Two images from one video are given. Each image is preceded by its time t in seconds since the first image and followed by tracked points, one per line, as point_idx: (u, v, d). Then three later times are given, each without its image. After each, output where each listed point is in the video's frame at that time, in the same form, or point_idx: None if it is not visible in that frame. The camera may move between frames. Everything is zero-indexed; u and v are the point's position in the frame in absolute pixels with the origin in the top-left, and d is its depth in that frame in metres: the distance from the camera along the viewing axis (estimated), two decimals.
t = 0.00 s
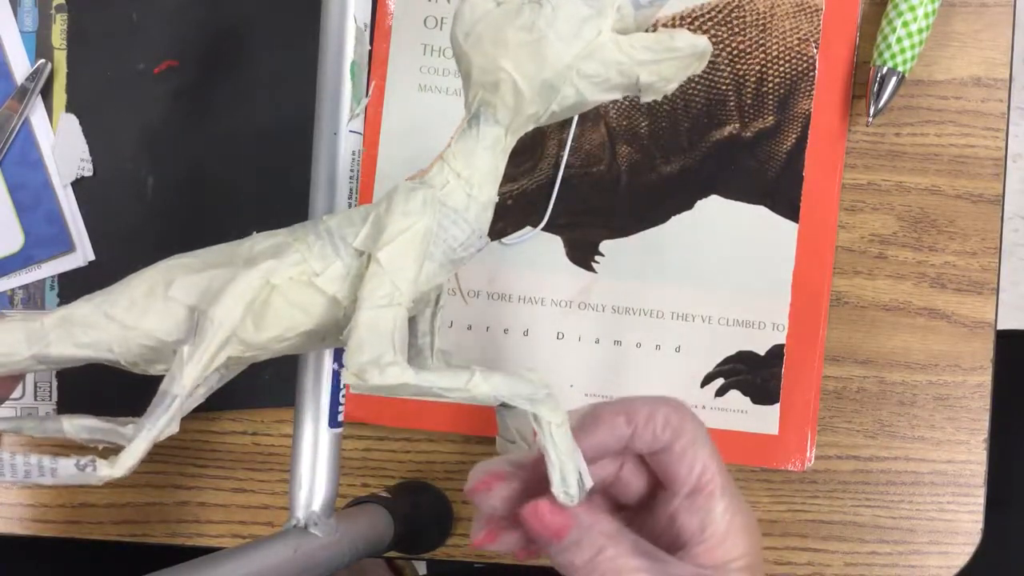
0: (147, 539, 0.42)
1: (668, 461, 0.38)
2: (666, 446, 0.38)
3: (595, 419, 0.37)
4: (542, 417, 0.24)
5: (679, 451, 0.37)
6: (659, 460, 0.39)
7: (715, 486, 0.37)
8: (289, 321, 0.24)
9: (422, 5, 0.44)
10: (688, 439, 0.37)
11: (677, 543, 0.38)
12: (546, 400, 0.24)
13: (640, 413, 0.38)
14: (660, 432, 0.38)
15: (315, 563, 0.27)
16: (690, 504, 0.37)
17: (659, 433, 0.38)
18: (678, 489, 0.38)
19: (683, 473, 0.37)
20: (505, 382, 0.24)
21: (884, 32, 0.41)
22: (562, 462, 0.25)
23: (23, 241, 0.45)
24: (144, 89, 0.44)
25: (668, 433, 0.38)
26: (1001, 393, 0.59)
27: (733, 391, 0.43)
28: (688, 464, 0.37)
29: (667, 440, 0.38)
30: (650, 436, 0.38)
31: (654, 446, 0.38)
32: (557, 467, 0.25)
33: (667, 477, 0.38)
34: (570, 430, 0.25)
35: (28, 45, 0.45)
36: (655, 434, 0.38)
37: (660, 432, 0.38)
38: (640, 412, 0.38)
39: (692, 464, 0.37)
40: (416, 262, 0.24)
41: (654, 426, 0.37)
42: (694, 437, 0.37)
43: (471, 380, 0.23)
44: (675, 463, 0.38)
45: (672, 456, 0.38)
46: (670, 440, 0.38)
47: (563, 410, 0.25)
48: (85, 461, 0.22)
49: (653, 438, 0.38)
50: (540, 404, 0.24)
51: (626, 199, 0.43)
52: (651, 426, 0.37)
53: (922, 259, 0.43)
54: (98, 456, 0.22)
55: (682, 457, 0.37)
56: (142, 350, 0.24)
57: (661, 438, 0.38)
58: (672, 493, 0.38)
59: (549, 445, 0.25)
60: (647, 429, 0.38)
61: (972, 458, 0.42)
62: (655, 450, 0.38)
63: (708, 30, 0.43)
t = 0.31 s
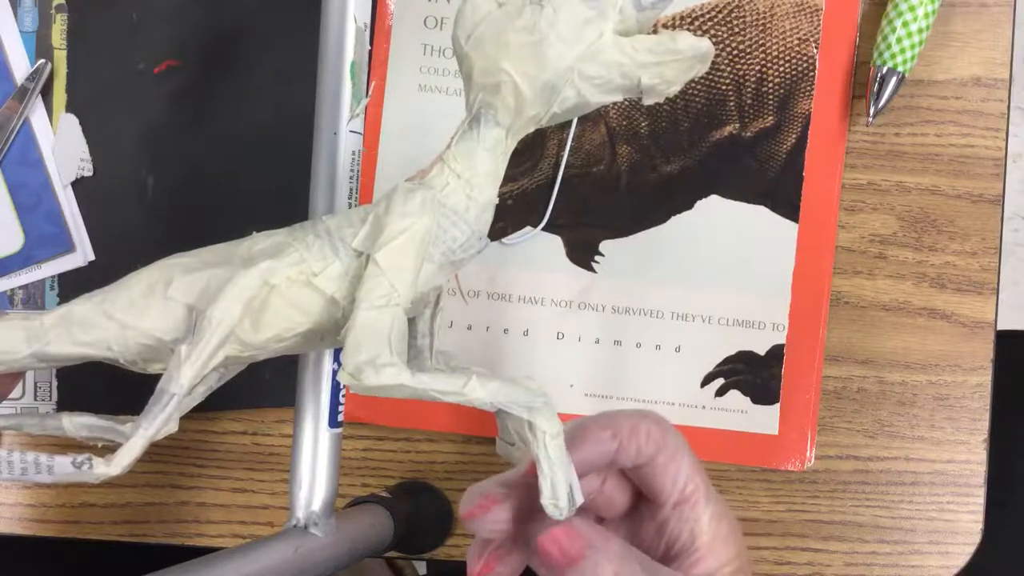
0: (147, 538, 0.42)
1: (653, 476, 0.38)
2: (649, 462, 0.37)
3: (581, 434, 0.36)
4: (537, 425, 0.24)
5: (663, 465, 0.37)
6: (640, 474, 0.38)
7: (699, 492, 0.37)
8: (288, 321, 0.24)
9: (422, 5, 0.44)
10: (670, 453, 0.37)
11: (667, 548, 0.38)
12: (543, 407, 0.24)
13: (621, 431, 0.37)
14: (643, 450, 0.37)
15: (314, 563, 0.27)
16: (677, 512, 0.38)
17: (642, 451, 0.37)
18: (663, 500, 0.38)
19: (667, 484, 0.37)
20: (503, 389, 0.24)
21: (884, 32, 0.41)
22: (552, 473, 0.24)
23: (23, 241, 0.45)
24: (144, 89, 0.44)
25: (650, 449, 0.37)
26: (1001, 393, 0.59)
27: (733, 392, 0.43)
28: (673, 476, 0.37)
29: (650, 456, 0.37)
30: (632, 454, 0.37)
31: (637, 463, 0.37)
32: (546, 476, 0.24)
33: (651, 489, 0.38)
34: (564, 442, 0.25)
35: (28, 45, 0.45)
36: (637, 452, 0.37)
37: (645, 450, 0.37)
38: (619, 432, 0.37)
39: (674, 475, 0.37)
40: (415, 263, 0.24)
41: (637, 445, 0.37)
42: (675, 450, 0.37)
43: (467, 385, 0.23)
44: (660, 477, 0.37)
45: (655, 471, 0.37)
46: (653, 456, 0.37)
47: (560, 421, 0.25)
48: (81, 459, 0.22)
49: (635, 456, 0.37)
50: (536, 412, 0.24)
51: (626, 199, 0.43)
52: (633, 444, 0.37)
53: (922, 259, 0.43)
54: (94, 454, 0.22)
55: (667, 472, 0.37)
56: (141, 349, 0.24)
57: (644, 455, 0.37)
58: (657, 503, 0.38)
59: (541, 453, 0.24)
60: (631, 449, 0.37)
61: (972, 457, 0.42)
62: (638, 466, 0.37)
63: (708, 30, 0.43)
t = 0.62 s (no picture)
0: (147, 538, 0.42)
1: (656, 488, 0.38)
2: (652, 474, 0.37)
3: (577, 450, 0.36)
4: (536, 427, 0.24)
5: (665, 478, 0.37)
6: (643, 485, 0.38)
7: (703, 504, 0.37)
8: (286, 321, 0.24)
9: (422, 5, 0.44)
10: (673, 465, 0.37)
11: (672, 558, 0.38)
12: (542, 408, 0.24)
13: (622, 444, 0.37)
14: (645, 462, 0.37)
15: (314, 563, 0.27)
16: (682, 522, 0.38)
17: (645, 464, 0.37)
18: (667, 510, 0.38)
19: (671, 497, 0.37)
20: (501, 390, 0.24)
21: (884, 32, 0.41)
22: (553, 478, 0.25)
23: (23, 241, 0.45)
24: (144, 89, 0.44)
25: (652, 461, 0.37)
26: (1000, 393, 0.59)
27: (733, 392, 0.43)
28: (676, 489, 0.37)
29: (653, 469, 0.37)
30: (635, 466, 0.37)
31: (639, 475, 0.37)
32: (547, 481, 0.24)
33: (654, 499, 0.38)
34: (563, 445, 0.25)
35: (28, 45, 0.45)
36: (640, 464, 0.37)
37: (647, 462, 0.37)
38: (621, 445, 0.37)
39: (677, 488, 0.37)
40: (413, 262, 0.24)
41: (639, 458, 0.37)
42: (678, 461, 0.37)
43: (465, 385, 0.24)
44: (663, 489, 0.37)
45: (657, 482, 0.37)
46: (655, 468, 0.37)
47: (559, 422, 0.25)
48: (81, 460, 0.22)
49: (637, 468, 0.37)
50: (536, 413, 0.24)
51: (626, 199, 0.43)
52: (634, 457, 0.37)
53: (922, 259, 0.43)
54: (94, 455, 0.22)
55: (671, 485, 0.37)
56: (141, 350, 0.24)
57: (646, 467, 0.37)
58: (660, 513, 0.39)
59: (541, 456, 0.24)
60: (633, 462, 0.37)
61: (972, 458, 0.42)
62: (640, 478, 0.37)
63: (708, 30, 0.43)
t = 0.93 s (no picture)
0: (147, 538, 0.42)
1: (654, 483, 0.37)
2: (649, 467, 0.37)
3: (574, 448, 0.36)
4: (539, 425, 0.24)
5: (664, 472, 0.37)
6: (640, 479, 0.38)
7: (701, 499, 0.37)
8: (287, 322, 0.24)
9: (422, 5, 0.44)
10: (671, 459, 0.37)
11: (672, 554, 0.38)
12: (543, 406, 0.24)
13: (618, 437, 0.37)
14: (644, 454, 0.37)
15: (314, 562, 0.27)
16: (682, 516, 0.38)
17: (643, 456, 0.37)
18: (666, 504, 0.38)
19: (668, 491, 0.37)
20: (500, 388, 0.24)
21: (884, 31, 0.41)
22: (556, 472, 0.25)
23: (23, 241, 0.45)
24: (144, 88, 0.44)
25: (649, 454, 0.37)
26: (1000, 394, 0.59)
27: (733, 392, 0.43)
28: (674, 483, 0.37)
29: (651, 462, 0.37)
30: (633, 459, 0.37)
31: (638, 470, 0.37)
32: (550, 476, 0.25)
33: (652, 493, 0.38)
34: (564, 443, 0.25)
35: (28, 45, 0.45)
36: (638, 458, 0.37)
37: (645, 455, 0.37)
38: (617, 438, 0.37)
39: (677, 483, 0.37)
40: (414, 264, 0.24)
41: (636, 451, 0.37)
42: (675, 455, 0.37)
43: (465, 384, 0.24)
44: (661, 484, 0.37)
45: (656, 477, 0.37)
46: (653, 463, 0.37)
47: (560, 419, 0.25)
48: (81, 460, 0.22)
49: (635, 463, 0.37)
50: (535, 410, 0.24)
51: (626, 199, 0.43)
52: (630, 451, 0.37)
53: (922, 259, 0.43)
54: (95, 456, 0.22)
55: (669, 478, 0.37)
56: (141, 349, 0.24)
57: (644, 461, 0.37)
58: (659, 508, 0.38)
59: (543, 453, 0.25)
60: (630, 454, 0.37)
61: (972, 458, 0.42)
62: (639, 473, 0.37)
63: (708, 30, 0.43)
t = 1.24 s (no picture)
0: (147, 538, 0.42)
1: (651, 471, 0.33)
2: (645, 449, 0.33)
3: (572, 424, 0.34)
4: (535, 440, 0.24)
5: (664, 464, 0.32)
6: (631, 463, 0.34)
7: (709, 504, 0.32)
8: (288, 331, 0.24)
9: (422, 5, 0.44)
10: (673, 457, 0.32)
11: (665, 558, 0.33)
12: (543, 428, 0.24)
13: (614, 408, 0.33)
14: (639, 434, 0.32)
15: (315, 563, 0.27)
16: (686, 519, 0.32)
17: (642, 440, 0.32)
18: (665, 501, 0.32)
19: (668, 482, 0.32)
20: (499, 408, 0.24)
21: (884, 32, 0.41)
22: (549, 487, 0.25)
23: (23, 241, 0.45)
24: (144, 89, 0.44)
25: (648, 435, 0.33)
26: (1000, 394, 0.59)
27: (733, 392, 0.44)
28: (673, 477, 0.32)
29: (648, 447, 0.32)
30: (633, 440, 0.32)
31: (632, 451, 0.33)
32: (545, 490, 0.25)
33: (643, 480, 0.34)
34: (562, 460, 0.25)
35: (28, 45, 0.45)
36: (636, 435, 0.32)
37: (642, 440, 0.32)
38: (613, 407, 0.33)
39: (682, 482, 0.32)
40: (416, 275, 0.24)
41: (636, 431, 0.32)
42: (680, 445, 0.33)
43: (465, 403, 0.23)
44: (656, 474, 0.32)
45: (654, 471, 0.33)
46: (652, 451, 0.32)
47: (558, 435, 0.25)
48: (82, 472, 0.22)
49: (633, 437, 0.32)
50: (534, 431, 0.24)
51: (626, 199, 0.43)
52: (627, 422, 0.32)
53: (922, 259, 0.43)
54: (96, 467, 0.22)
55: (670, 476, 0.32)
56: (142, 355, 0.24)
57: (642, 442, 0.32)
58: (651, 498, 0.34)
59: (540, 468, 0.25)
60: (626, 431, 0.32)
61: (972, 458, 0.42)
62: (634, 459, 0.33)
63: (708, 30, 0.43)
